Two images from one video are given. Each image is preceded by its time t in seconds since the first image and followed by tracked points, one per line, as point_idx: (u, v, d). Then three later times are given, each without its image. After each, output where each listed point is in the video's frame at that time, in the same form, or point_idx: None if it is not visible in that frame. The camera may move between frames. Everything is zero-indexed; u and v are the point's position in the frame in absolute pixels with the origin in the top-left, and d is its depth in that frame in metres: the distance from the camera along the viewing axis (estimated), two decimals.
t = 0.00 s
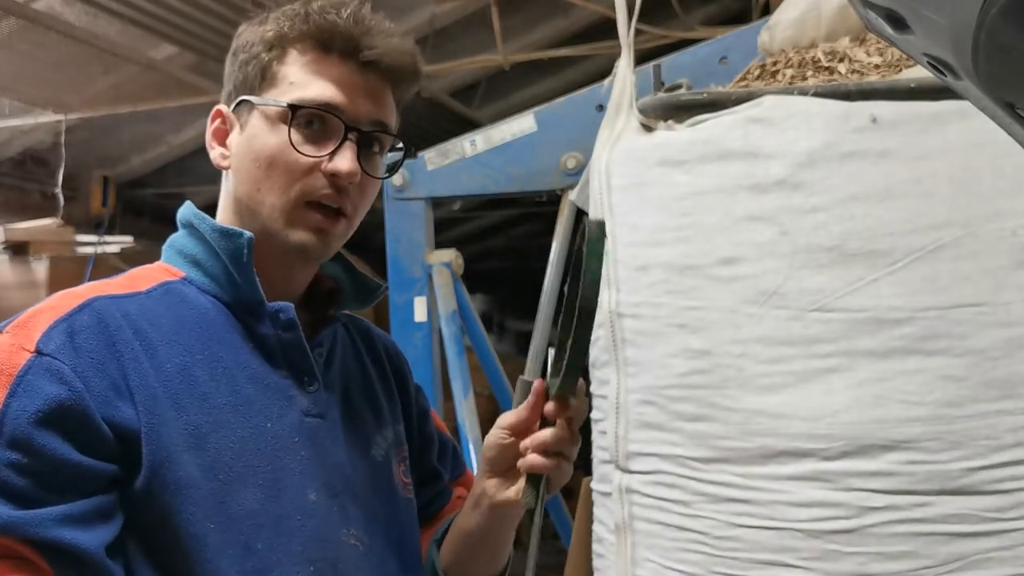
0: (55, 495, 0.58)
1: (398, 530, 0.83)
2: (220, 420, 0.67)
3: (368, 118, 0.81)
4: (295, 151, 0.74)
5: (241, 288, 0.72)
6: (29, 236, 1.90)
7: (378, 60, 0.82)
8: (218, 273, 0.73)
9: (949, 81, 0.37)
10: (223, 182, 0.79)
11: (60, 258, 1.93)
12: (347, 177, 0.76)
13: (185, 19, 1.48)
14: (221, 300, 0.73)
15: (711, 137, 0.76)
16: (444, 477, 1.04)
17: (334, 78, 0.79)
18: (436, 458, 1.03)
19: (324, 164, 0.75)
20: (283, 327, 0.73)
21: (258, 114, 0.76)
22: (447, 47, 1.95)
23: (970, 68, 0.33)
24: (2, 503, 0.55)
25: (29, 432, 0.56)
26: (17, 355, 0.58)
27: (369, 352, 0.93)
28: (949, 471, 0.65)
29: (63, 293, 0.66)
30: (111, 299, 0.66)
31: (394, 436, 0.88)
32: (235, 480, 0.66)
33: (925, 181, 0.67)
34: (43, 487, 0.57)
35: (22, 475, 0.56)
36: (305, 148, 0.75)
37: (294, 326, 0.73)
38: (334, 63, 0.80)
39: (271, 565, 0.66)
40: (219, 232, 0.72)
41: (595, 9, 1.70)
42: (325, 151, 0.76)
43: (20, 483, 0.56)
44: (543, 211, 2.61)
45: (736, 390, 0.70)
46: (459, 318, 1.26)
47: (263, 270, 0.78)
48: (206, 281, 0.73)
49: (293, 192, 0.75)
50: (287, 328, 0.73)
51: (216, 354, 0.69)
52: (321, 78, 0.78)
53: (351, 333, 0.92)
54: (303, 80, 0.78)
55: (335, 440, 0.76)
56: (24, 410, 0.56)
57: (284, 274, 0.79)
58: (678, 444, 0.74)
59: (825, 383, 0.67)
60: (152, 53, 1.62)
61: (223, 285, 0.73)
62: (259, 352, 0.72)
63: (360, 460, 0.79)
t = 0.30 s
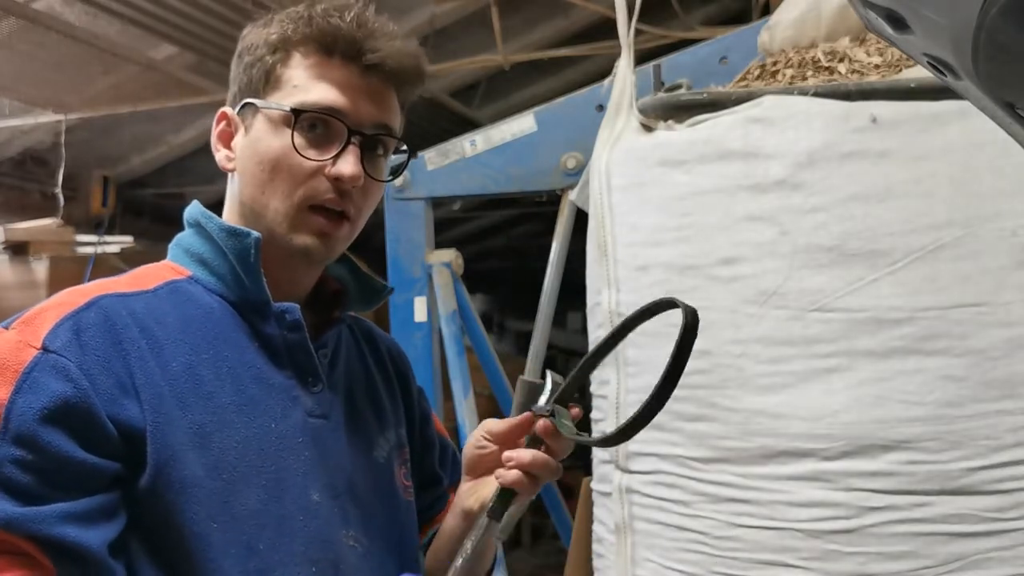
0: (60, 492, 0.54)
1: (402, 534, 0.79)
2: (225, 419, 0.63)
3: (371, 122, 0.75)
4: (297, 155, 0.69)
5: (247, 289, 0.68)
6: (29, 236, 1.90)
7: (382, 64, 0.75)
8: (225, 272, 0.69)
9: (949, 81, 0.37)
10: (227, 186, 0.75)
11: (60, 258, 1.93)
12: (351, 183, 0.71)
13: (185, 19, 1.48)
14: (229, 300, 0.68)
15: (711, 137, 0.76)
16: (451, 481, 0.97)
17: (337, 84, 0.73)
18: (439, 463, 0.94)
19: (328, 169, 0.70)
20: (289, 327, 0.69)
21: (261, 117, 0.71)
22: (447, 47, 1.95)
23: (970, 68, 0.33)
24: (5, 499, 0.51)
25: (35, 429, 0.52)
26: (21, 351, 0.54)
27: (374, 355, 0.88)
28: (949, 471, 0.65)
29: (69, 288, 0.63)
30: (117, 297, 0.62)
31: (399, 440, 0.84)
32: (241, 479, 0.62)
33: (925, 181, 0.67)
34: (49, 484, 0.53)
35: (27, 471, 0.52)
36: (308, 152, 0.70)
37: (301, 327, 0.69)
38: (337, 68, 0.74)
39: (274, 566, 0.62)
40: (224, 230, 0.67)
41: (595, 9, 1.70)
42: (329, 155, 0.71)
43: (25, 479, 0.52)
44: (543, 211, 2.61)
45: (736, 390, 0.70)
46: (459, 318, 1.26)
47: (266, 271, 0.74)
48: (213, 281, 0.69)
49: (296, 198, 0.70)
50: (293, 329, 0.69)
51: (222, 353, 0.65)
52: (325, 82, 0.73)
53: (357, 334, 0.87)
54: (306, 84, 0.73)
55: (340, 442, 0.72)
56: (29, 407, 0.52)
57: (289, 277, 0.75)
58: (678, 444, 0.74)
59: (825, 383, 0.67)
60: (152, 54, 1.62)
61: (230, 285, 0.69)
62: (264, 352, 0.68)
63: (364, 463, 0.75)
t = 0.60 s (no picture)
0: (77, 493, 0.54)
1: (393, 538, 0.78)
2: (228, 420, 0.63)
3: (381, 129, 0.75)
4: (309, 161, 0.69)
5: (250, 291, 0.68)
6: (29, 236, 1.90)
7: (394, 72, 0.75)
8: (229, 274, 0.69)
9: (949, 81, 0.37)
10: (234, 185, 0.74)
11: (60, 258, 1.93)
12: (362, 190, 0.71)
13: (185, 19, 1.48)
14: (232, 302, 0.68)
15: (711, 137, 0.76)
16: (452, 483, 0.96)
17: (348, 91, 0.73)
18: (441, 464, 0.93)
19: (338, 175, 0.70)
20: (291, 329, 0.69)
21: (272, 120, 0.71)
22: (447, 47, 1.95)
23: (970, 68, 0.33)
24: (19, 499, 0.51)
25: (49, 429, 0.52)
26: (31, 351, 0.54)
27: (377, 356, 0.88)
28: (949, 471, 0.65)
29: (73, 289, 0.63)
30: (122, 298, 0.62)
31: (400, 441, 0.83)
32: (245, 479, 0.62)
33: (925, 181, 0.67)
34: (64, 484, 0.54)
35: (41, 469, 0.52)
36: (319, 159, 0.70)
37: (304, 329, 0.69)
38: (350, 74, 0.74)
39: (277, 567, 0.62)
40: (228, 232, 0.67)
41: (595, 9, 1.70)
42: (339, 161, 0.71)
43: (39, 479, 0.52)
44: (543, 211, 2.61)
45: (736, 390, 0.70)
46: (459, 318, 1.26)
47: (271, 272, 0.73)
48: (217, 281, 0.69)
49: (305, 204, 0.69)
50: (296, 331, 0.69)
51: (225, 353, 0.65)
52: (337, 88, 0.73)
53: (361, 335, 0.87)
54: (318, 90, 0.72)
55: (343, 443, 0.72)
56: (42, 406, 0.52)
57: (294, 278, 0.75)
58: (678, 444, 0.74)
59: (825, 383, 0.67)
60: (152, 53, 1.62)
61: (234, 286, 0.69)
62: (267, 353, 0.68)
63: (366, 464, 0.75)
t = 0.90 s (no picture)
0: (93, 490, 0.55)
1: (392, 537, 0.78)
2: (234, 420, 0.63)
3: (390, 133, 0.74)
4: (320, 163, 0.69)
5: (255, 292, 0.68)
6: (29, 236, 1.90)
7: (404, 77, 0.75)
8: (233, 275, 0.69)
9: (948, 81, 0.37)
10: (239, 186, 0.74)
11: (60, 258, 1.93)
12: (373, 191, 0.71)
13: (185, 19, 1.48)
14: (237, 303, 0.68)
15: (711, 137, 0.76)
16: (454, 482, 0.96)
17: (359, 95, 0.73)
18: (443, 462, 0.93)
19: (349, 177, 0.70)
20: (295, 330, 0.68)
21: (281, 122, 0.70)
22: (447, 47, 1.95)
23: (970, 68, 0.33)
24: (36, 497, 0.52)
25: (65, 428, 0.53)
26: (43, 351, 0.55)
27: (379, 355, 0.87)
28: (949, 471, 0.65)
29: (80, 289, 0.63)
30: (129, 297, 0.62)
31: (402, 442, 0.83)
32: (252, 478, 0.62)
33: (925, 181, 0.67)
34: (81, 482, 0.54)
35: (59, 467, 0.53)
36: (331, 161, 0.69)
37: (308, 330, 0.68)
38: (360, 78, 0.73)
39: (282, 567, 0.62)
40: (233, 234, 0.67)
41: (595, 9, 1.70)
42: (350, 162, 0.70)
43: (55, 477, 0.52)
44: (543, 211, 2.61)
45: (736, 390, 0.70)
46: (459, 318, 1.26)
47: (275, 271, 0.73)
48: (222, 283, 0.69)
49: (316, 205, 0.69)
50: (300, 332, 0.68)
51: (231, 353, 0.65)
52: (347, 92, 0.72)
53: (363, 334, 0.87)
54: (329, 94, 0.72)
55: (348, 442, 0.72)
56: (57, 405, 0.53)
57: (297, 277, 0.75)
58: (678, 444, 0.74)
59: (825, 383, 0.67)
60: (152, 53, 1.62)
61: (238, 287, 0.68)
62: (272, 353, 0.68)
63: (368, 463, 0.75)
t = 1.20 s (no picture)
0: (95, 488, 0.55)
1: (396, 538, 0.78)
2: (238, 420, 0.63)
3: (379, 128, 0.73)
4: (311, 164, 0.68)
5: (260, 292, 0.67)
6: (29, 236, 1.90)
7: (389, 72, 0.74)
8: (238, 275, 0.69)
9: (948, 81, 0.37)
10: (237, 191, 0.74)
11: (60, 258, 1.93)
12: (365, 190, 0.70)
13: (185, 19, 1.48)
14: (242, 303, 0.68)
15: (711, 137, 0.76)
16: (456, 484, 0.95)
17: (345, 92, 0.72)
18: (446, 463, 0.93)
19: (341, 177, 0.69)
20: (301, 331, 0.68)
21: (271, 125, 0.70)
22: (447, 47, 1.95)
23: (970, 68, 0.33)
24: (39, 496, 0.52)
25: (68, 427, 0.53)
26: (48, 350, 0.55)
27: (384, 357, 0.87)
28: (949, 471, 0.65)
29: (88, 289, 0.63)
30: (134, 297, 0.62)
31: (406, 443, 0.83)
32: (256, 477, 0.62)
33: (925, 181, 0.67)
34: (86, 481, 0.54)
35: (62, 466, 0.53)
36: (321, 161, 0.69)
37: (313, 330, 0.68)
38: (345, 74, 0.72)
39: (284, 567, 0.62)
40: (238, 235, 0.67)
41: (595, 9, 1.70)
42: (341, 162, 0.70)
43: (58, 476, 0.52)
44: (543, 211, 2.61)
45: (736, 390, 0.70)
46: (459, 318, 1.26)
47: (278, 272, 0.74)
48: (227, 283, 0.69)
49: (311, 206, 0.69)
50: (305, 332, 0.68)
51: (236, 353, 0.65)
52: (334, 90, 0.71)
53: (367, 336, 0.87)
54: (316, 93, 0.71)
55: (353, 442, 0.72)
56: (61, 404, 0.53)
57: (298, 277, 0.75)
58: (678, 444, 0.74)
59: (825, 383, 0.67)
60: (152, 53, 1.62)
61: (243, 288, 0.68)
62: (276, 354, 0.67)
63: (372, 464, 0.75)
